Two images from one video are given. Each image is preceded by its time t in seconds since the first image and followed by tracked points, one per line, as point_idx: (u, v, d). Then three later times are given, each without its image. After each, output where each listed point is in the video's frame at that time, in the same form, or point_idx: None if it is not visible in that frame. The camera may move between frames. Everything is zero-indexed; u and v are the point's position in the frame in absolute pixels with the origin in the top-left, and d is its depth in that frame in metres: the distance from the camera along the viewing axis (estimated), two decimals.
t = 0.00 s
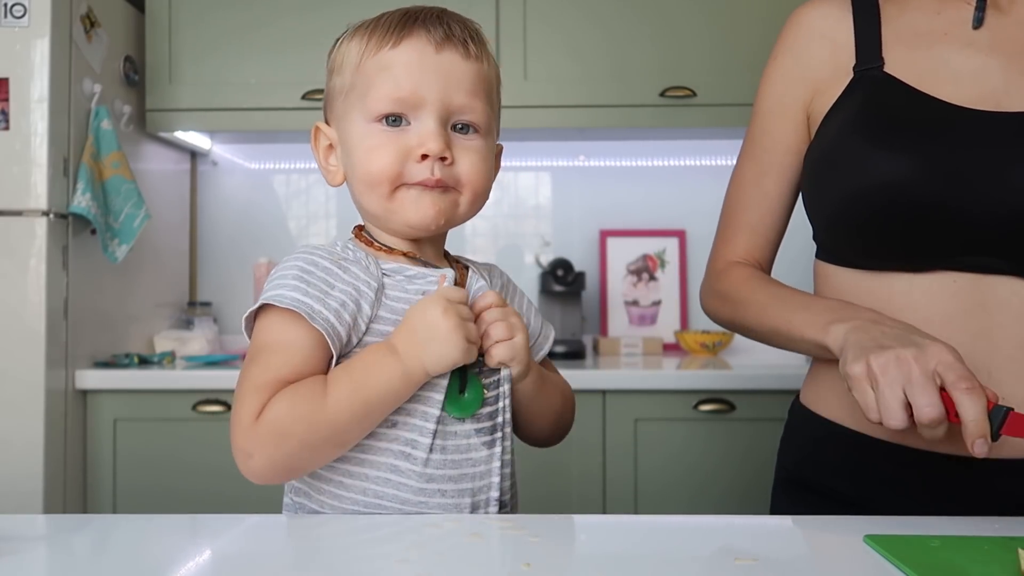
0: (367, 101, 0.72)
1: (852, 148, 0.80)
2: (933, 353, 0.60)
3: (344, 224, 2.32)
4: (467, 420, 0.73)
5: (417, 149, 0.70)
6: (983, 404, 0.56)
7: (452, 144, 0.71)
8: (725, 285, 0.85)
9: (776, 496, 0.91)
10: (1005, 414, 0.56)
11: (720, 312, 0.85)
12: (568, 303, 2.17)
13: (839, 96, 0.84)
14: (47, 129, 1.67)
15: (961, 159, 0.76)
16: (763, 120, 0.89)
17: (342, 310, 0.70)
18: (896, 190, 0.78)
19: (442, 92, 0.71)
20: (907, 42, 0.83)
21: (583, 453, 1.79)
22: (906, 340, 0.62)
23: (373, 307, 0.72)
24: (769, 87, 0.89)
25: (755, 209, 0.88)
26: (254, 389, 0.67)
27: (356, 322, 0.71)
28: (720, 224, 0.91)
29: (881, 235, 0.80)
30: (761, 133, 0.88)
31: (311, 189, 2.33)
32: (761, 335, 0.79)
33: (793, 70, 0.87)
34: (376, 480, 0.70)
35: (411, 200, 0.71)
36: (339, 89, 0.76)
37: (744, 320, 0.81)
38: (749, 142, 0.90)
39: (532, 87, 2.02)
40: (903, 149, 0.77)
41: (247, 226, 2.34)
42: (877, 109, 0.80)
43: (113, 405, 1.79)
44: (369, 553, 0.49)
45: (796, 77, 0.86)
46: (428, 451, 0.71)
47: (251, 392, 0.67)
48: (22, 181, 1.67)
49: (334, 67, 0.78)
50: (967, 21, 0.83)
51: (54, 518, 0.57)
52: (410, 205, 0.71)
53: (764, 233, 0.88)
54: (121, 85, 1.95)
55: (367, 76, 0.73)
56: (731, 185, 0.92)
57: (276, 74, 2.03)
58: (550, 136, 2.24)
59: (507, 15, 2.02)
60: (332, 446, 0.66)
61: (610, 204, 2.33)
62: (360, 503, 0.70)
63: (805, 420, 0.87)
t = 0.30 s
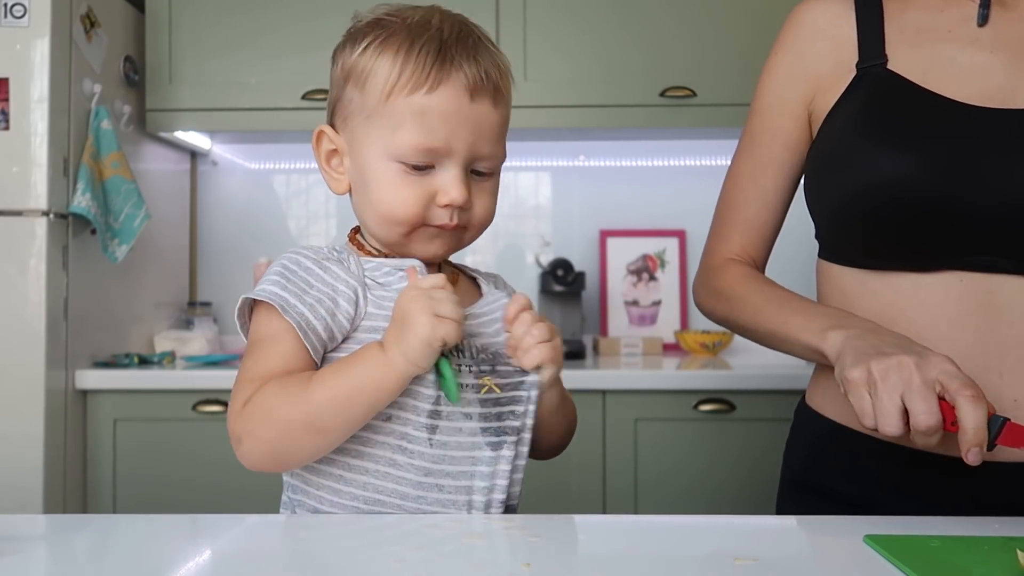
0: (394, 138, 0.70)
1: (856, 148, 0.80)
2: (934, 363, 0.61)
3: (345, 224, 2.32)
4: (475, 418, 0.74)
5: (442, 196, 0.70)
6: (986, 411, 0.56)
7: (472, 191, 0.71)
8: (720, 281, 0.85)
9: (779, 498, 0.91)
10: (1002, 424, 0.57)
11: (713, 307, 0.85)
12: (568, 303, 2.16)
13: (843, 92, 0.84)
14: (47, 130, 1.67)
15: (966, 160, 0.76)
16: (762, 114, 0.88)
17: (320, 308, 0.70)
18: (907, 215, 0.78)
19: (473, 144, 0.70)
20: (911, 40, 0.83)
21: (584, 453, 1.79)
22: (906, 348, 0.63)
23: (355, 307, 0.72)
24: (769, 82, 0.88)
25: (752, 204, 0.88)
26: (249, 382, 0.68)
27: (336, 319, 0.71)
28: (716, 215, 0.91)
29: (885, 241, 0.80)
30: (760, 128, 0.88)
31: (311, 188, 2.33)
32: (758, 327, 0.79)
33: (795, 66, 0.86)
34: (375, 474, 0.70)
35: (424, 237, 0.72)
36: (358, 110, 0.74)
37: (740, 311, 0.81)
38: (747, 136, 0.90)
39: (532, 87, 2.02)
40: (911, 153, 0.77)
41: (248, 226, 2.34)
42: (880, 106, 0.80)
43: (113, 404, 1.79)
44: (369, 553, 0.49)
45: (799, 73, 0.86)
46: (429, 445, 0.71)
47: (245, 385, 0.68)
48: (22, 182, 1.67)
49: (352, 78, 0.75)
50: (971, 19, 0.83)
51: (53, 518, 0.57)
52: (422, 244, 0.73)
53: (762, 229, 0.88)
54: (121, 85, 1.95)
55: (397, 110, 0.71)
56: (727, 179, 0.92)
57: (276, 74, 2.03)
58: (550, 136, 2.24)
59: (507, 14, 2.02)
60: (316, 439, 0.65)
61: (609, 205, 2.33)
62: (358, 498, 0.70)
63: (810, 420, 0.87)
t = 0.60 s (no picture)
0: (417, 151, 0.71)
1: (859, 146, 0.80)
2: (994, 392, 0.56)
3: (345, 224, 2.32)
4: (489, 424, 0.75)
5: (461, 215, 0.71)
6: None
7: (490, 208, 0.73)
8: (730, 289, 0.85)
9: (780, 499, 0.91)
10: None
11: (721, 316, 0.85)
12: (568, 303, 2.15)
13: (846, 87, 0.84)
14: (47, 130, 1.67)
15: (971, 158, 0.76)
16: (768, 113, 0.88)
17: (301, 308, 0.71)
18: (915, 222, 0.78)
19: (496, 165, 0.71)
20: (914, 37, 0.83)
21: (584, 453, 1.79)
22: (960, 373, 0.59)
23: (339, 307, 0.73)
24: (773, 79, 0.88)
25: (763, 205, 0.88)
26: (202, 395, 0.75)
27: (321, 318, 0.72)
28: (724, 220, 0.91)
29: (888, 242, 0.80)
30: (766, 127, 0.88)
31: (311, 189, 2.33)
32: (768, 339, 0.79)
33: (799, 61, 0.87)
34: (380, 474, 0.70)
35: (440, 252, 0.74)
36: (383, 118, 0.74)
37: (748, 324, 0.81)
38: (753, 136, 0.90)
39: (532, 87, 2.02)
40: (915, 154, 0.77)
41: (248, 226, 2.34)
42: (883, 104, 0.80)
43: (113, 404, 1.79)
44: (369, 553, 0.49)
45: (803, 70, 0.86)
46: (440, 448, 0.72)
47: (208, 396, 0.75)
48: (22, 182, 1.67)
49: (381, 84, 0.75)
50: (975, 16, 0.83)
51: (53, 518, 0.57)
52: (438, 257, 0.75)
53: (773, 232, 0.88)
54: (121, 85, 1.95)
55: (423, 124, 0.72)
56: (734, 180, 0.91)
57: (275, 74, 2.03)
58: (550, 136, 2.24)
59: (507, 14, 2.02)
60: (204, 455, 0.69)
61: (609, 205, 2.33)
62: (361, 498, 0.70)
63: (810, 420, 0.87)
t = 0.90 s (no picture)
0: (410, 178, 0.71)
1: (860, 146, 0.80)
2: (1000, 440, 0.55)
3: (345, 224, 2.32)
4: (457, 431, 0.79)
5: (452, 244, 0.71)
6: None
7: (484, 239, 0.72)
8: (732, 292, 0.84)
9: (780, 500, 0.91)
10: None
11: (720, 321, 0.83)
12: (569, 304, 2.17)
13: (848, 84, 0.84)
14: (47, 130, 1.67)
15: (971, 161, 0.76)
16: (767, 109, 0.88)
17: (288, 308, 0.77)
18: (911, 227, 0.78)
19: (488, 197, 0.70)
20: (916, 33, 0.83)
21: (584, 453, 1.79)
22: (960, 418, 0.57)
23: (321, 309, 0.79)
24: (771, 76, 0.88)
25: (760, 205, 0.87)
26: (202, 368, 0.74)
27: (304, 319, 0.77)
28: (725, 219, 0.90)
29: (887, 243, 0.80)
30: (767, 124, 0.87)
31: (311, 189, 2.33)
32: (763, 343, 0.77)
33: (798, 58, 0.86)
34: (360, 477, 0.75)
35: (433, 277, 0.75)
36: (381, 142, 0.75)
37: (744, 327, 0.80)
38: (751, 133, 0.89)
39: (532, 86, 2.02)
40: (912, 160, 0.77)
41: (248, 226, 2.34)
42: (883, 101, 0.80)
43: (113, 404, 1.79)
44: (369, 553, 0.49)
45: (802, 67, 0.86)
46: (415, 453, 0.77)
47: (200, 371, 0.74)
48: (22, 182, 1.66)
49: (382, 107, 0.76)
50: (978, 13, 0.83)
51: (54, 518, 0.57)
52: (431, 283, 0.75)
53: (771, 232, 0.87)
54: (121, 85, 1.95)
55: (416, 151, 0.71)
56: (732, 177, 0.91)
57: (276, 74, 2.03)
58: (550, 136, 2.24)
59: (507, 14, 2.02)
60: (211, 435, 0.69)
61: (609, 205, 2.33)
62: (344, 500, 0.74)
63: (809, 421, 0.87)
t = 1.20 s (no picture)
0: (441, 190, 0.71)
1: (862, 146, 0.80)
2: (982, 450, 0.57)
3: (345, 224, 2.32)
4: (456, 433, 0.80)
5: (473, 258, 0.72)
6: None
7: (502, 256, 0.74)
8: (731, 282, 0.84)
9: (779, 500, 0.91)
10: None
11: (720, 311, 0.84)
12: (568, 304, 2.15)
13: (851, 84, 0.84)
14: (47, 130, 1.67)
15: (970, 165, 0.76)
16: (771, 106, 0.88)
17: (297, 299, 0.75)
18: (912, 231, 0.78)
19: (517, 218, 0.71)
20: (919, 35, 0.83)
21: (584, 453, 1.79)
22: (950, 439, 0.59)
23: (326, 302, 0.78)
24: (777, 72, 0.88)
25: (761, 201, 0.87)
26: (220, 343, 0.68)
27: (311, 310, 0.76)
28: (728, 212, 0.90)
29: (887, 245, 0.80)
30: (770, 121, 0.88)
31: (311, 189, 2.33)
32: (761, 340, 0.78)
33: (804, 56, 0.86)
34: (362, 479, 0.75)
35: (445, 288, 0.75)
36: (413, 150, 0.74)
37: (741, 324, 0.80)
38: (753, 130, 0.90)
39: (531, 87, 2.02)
40: (917, 163, 0.77)
41: (248, 226, 2.34)
42: (885, 101, 0.80)
43: (113, 404, 1.79)
44: (369, 554, 0.49)
45: (806, 64, 0.86)
46: (414, 453, 0.77)
47: (210, 345, 0.68)
48: (22, 182, 1.67)
49: (418, 115, 0.75)
50: (971, 16, 0.83)
51: (54, 518, 0.57)
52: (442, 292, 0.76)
53: (771, 227, 0.87)
54: (121, 85, 1.95)
55: (452, 166, 0.72)
56: (737, 175, 0.91)
57: (276, 74, 2.03)
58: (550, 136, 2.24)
59: (507, 15, 2.02)
60: (247, 417, 0.63)
61: (609, 204, 2.33)
62: (346, 501, 0.75)
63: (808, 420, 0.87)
